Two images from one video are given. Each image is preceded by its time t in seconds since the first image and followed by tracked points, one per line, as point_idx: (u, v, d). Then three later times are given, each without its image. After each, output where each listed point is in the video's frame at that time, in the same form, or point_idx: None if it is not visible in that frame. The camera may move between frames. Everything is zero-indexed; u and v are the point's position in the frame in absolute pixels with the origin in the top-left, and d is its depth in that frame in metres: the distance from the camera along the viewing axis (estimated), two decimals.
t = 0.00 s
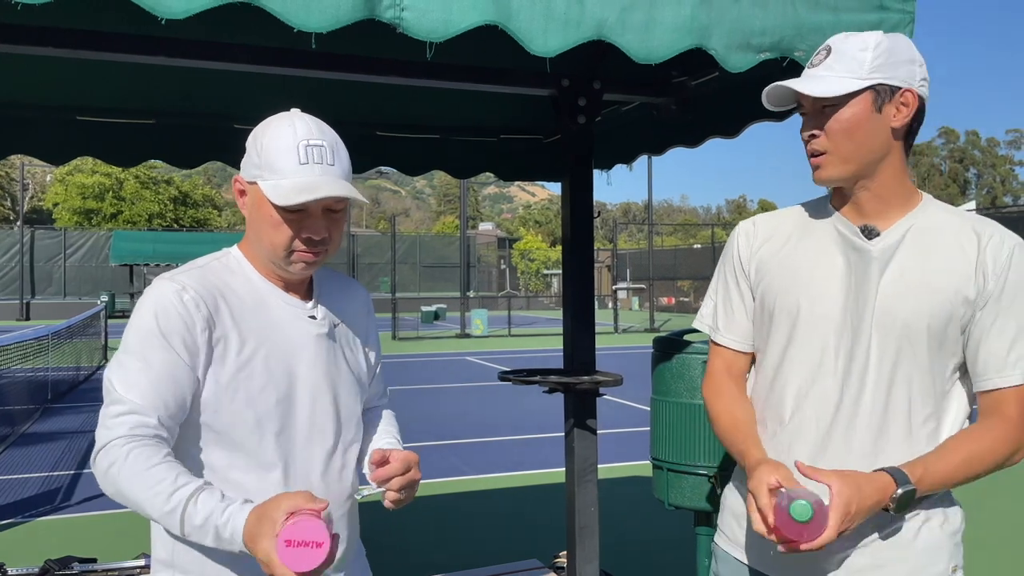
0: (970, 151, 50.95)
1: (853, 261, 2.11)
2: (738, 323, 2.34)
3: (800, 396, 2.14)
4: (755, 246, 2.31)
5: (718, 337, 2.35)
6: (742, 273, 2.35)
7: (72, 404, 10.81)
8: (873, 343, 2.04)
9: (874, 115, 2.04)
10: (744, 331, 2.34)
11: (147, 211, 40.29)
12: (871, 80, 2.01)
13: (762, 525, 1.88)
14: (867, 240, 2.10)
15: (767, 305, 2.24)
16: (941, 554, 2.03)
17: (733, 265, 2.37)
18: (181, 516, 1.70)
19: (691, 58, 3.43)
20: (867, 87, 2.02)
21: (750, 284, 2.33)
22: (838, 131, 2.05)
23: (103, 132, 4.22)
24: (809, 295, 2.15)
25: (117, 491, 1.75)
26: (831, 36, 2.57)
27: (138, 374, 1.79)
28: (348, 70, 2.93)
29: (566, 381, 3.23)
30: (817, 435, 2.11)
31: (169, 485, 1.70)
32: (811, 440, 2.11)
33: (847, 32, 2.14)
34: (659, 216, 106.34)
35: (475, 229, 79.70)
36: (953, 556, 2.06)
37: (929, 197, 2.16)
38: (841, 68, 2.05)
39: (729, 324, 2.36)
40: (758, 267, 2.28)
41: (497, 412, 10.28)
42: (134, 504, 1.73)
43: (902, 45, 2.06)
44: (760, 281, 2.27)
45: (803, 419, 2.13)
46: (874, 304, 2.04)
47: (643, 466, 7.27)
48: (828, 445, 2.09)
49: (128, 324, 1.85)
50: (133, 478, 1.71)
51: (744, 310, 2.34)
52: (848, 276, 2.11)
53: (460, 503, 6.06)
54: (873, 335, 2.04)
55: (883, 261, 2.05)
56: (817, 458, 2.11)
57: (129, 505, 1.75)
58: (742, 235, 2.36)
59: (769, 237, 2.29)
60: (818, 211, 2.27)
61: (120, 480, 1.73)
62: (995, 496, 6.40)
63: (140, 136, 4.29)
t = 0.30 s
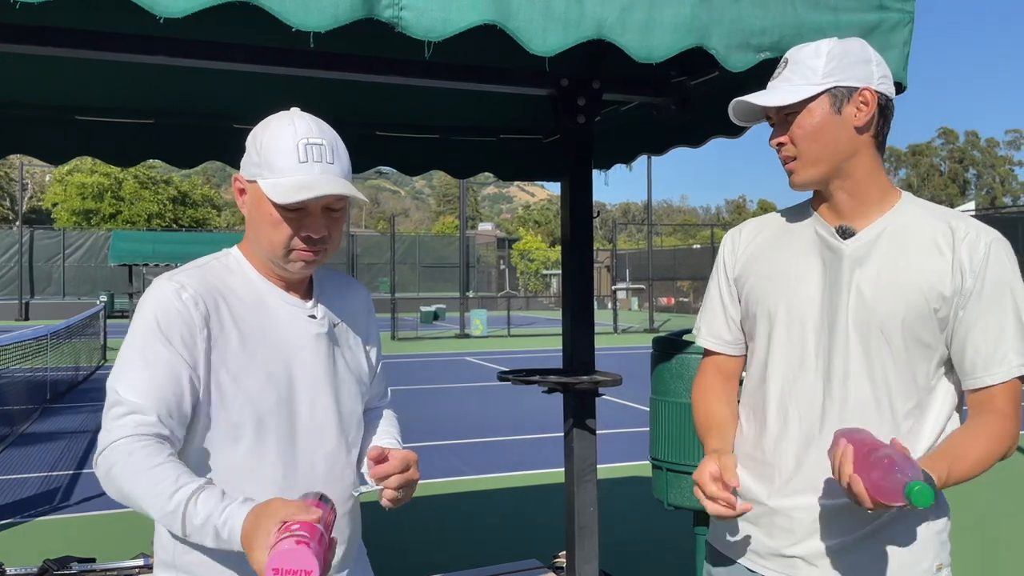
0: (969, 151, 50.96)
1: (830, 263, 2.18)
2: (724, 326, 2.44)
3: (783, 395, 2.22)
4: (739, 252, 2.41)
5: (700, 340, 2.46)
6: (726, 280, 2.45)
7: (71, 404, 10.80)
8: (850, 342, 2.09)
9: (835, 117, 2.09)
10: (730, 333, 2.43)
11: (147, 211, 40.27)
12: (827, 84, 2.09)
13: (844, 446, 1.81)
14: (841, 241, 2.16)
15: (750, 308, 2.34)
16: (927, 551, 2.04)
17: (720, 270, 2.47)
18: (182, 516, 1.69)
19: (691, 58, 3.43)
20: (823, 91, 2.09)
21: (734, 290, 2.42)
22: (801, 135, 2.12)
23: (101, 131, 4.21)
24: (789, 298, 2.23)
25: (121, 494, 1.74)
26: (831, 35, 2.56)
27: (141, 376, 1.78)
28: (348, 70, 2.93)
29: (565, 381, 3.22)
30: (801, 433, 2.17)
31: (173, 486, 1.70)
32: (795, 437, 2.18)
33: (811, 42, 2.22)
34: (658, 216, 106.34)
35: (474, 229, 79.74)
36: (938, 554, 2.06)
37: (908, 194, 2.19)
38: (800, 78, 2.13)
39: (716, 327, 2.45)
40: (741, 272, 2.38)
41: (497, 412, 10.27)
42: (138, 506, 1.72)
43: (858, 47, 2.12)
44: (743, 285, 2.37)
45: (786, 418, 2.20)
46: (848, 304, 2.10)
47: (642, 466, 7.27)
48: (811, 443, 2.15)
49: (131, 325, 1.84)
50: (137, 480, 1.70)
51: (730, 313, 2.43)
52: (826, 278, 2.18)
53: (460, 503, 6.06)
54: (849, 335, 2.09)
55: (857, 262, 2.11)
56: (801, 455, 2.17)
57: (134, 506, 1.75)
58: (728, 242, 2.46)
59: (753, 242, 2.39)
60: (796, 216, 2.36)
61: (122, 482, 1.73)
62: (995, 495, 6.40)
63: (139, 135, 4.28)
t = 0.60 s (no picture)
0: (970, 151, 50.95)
1: (824, 262, 2.18)
2: (718, 327, 2.44)
3: (778, 395, 2.22)
4: (733, 253, 2.41)
5: (694, 341, 2.46)
6: (720, 281, 2.44)
7: (71, 404, 10.80)
8: (843, 340, 2.09)
9: (829, 112, 2.10)
10: (723, 335, 2.43)
11: (147, 211, 40.29)
12: (824, 78, 2.08)
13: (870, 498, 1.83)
14: (834, 240, 2.16)
15: (744, 308, 2.34)
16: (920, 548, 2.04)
17: (713, 271, 2.47)
18: (175, 514, 1.68)
19: (691, 58, 3.43)
20: (819, 86, 2.09)
21: (728, 291, 2.42)
22: (796, 127, 2.12)
23: (102, 131, 4.21)
24: (782, 298, 2.23)
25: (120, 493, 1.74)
26: (832, 36, 2.56)
27: (143, 375, 1.78)
28: (348, 69, 2.93)
29: (566, 380, 3.22)
30: (795, 432, 2.16)
31: (167, 485, 1.69)
32: (788, 437, 2.18)
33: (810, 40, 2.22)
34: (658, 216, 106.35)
35: (475, 230, 79.78)
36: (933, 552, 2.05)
37: (901, 195, 2.18)
38: (798, 71, 2.13)
39: (710, 329, 2.45)
40: (735, 273, 2.37)
41: (497, 412, 10.28)
42: (135, 505, 1.72)
43: (856, 46, 2.13)
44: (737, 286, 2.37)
45: (781, 416, 2.20)
46: (840, 302, 2.10)
47: (642, 466, 7.27)
48: (805, 441, 2.14)
49: (131, 326, 1.84)
50: (136, 480, 1.70)
51: (724, 315, 2.43)
52: (820, 277, 2.18)
53: (460, 503, 6.06)
54: (842, 333, 2.09)
55: (850, 260, 2.11)
56: (794, 454, 2.16)
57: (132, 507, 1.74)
58: (723, 242, 2.46)
59: (748, 243, 2.39)
60: (789, 215, 2.37)
61: (122, 482, 1.72)
62: (995, 494, 6.40)
63: (139, 135, 4.28)
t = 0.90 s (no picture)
0: (972, 151, 50.94)
1: (822, 263, 2.18)
2: (715, 325, 2.44)
3: (776, 395, 2.22)
4: (731, 251, 2.41)
5: (692, 339, 2.45)
6: (718, 281, 2.44)
7: (73, 404, 10.81)
8: (840, 342, 2.09)
9: (858, 113, 2.08)
10: (720, 333, 2.43)
11: (149, 211, 40.32)
12: (860, 79, 2.05)
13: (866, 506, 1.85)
14: (833, 241, 2.16)
15: (742, 308, 2.34)
16: (919, 547, 2.05)
17: (711, 269, 2.47)
18: (168, 519, 1.66)
19: (693, 58, 3.43)
20: (854, 86, 2.05)
21: (726, 290, 2.42)
22: (827, 127, 2.08)
23: (104, 132, 4.22)
24: (780, 298, 2.23)
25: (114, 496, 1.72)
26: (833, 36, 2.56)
27: (141, 376, 1.78)
28: (350, 70, 2.93)
29: (567, 381, 3.21)
30: (792, 433, 2.17)
31: (161, 488, 1.67)
32: (786, 437, 2.18)
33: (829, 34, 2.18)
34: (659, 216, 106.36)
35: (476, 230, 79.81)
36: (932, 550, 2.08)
37: (901, 195, 2.19)
38: (832, 65, 2.07)
39: (707, 327, 2.45)
40: (732, 273, 2.37)
41: (499, 412, 10.29)
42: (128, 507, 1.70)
43: (883, 48, 2.12)
44: (734, 285, 2.37)
45: (778, 417, 2.20)
46: (838, 304, 2.10)
47: (644, 466, 7.27)
48: (803, 442, 2.14)
49: (131, 325, 1.84)
50: (131, 480, 1.69)
51: (721, 313, 2.43)
52: (818, 277, 2.18)
53: (462, 503, 6.06)
54: (839, 335, 2.09)
55: (848, 261, 2.11)
56: (792, 454, 2.16)
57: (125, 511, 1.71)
58: (721, 240, 2.45)
59: (745, 241, 2.38)
60: (789, 213, 2.36)
61: (116, 483, 1.71)
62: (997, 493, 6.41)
63: (141, 135, 4.28)
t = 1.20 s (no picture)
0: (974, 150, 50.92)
1: (826, 262, 2.17)
2: (716, 324, 2.44)
3: (779, 394, 2.21)
4: (732, 249, 2.40)
5: (692, 338, 2.45)
6: (718, 279, 2.43)
7: (75, 404, 10.81)
8: (843, 342, 2.08)
9: (873, 112, 2.07)
10: (721, 331, 2.43)
11: (151, 212, 40.35)
12: (877, 78, 2.04)
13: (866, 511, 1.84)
14: (837, 241, 2.16)
15: (743, 306, 2.33)
16: (920, 547, 2.05)
17: (711, 267, 2.46)
18: (171, 510, 1.67)
19: (695, 58, 3.43)
20: (872, 85, 2.04)
21: (727, 289, 2.41)
22: (843, 125, 2.06)
23: (106, 132, 4.22)
24: (782, 297, 2.23)
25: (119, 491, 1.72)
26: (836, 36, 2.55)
27: (145, 375, 1.77)
28: (351, 70, 2.92)
29: (569, 381, 3.20)
30: (794, 432, 2.17)
31: (165, 480, 1.68)
32: (788, 437, 2.18)
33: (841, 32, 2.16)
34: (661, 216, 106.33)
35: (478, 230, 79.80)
36: (932, 550, 2.07)
37: (904, 195, 2.19)
38: (849, 61, 2.04)
39: (708, 326, 2.44)
40: (734, 272, 2.36)
41: (501, 412, 10.29)
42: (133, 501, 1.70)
43: (897, 49, 2.12)
44: (735, 283, 2.36)
45: (780, 417, 2.20)
46: (842, 304, 2.09)
47: (645, 466, 7.27)
48: (804, 442, 2.14)
49: (134, 325, 1.84)
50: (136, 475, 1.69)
51: (722, 312, 2.42)
52: (821, 276, 2.18)
53: (464, 503, 6.06)
54: (843, 335, 2.08)
55: (852, 261, 2.11)
56: (794, 454, 2.16)
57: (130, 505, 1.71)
58: (722, 238, 2.44)
59: (747, 240, 2.38)
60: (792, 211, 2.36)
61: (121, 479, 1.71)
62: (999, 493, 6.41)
63: (142, 135, 4.28)
